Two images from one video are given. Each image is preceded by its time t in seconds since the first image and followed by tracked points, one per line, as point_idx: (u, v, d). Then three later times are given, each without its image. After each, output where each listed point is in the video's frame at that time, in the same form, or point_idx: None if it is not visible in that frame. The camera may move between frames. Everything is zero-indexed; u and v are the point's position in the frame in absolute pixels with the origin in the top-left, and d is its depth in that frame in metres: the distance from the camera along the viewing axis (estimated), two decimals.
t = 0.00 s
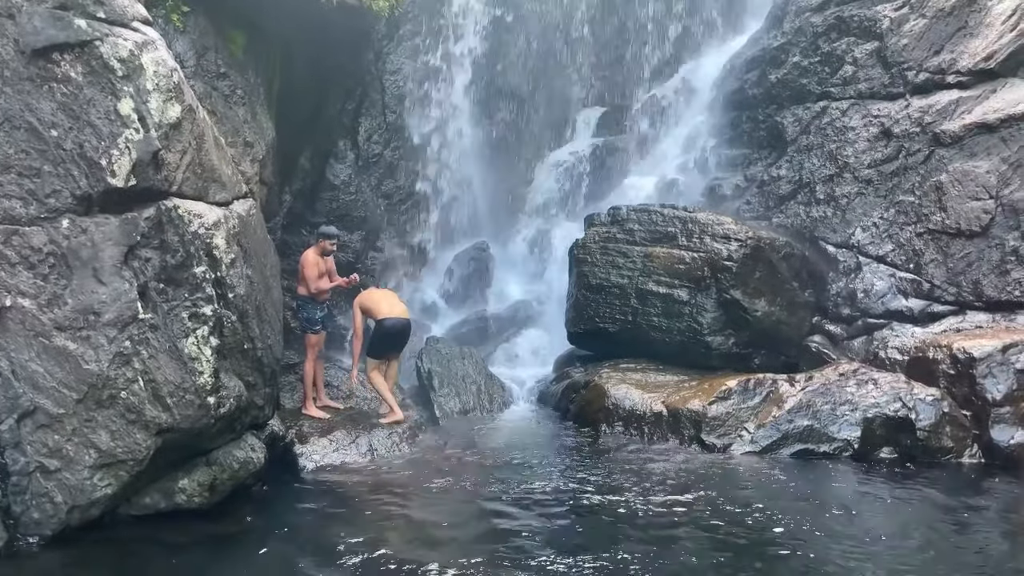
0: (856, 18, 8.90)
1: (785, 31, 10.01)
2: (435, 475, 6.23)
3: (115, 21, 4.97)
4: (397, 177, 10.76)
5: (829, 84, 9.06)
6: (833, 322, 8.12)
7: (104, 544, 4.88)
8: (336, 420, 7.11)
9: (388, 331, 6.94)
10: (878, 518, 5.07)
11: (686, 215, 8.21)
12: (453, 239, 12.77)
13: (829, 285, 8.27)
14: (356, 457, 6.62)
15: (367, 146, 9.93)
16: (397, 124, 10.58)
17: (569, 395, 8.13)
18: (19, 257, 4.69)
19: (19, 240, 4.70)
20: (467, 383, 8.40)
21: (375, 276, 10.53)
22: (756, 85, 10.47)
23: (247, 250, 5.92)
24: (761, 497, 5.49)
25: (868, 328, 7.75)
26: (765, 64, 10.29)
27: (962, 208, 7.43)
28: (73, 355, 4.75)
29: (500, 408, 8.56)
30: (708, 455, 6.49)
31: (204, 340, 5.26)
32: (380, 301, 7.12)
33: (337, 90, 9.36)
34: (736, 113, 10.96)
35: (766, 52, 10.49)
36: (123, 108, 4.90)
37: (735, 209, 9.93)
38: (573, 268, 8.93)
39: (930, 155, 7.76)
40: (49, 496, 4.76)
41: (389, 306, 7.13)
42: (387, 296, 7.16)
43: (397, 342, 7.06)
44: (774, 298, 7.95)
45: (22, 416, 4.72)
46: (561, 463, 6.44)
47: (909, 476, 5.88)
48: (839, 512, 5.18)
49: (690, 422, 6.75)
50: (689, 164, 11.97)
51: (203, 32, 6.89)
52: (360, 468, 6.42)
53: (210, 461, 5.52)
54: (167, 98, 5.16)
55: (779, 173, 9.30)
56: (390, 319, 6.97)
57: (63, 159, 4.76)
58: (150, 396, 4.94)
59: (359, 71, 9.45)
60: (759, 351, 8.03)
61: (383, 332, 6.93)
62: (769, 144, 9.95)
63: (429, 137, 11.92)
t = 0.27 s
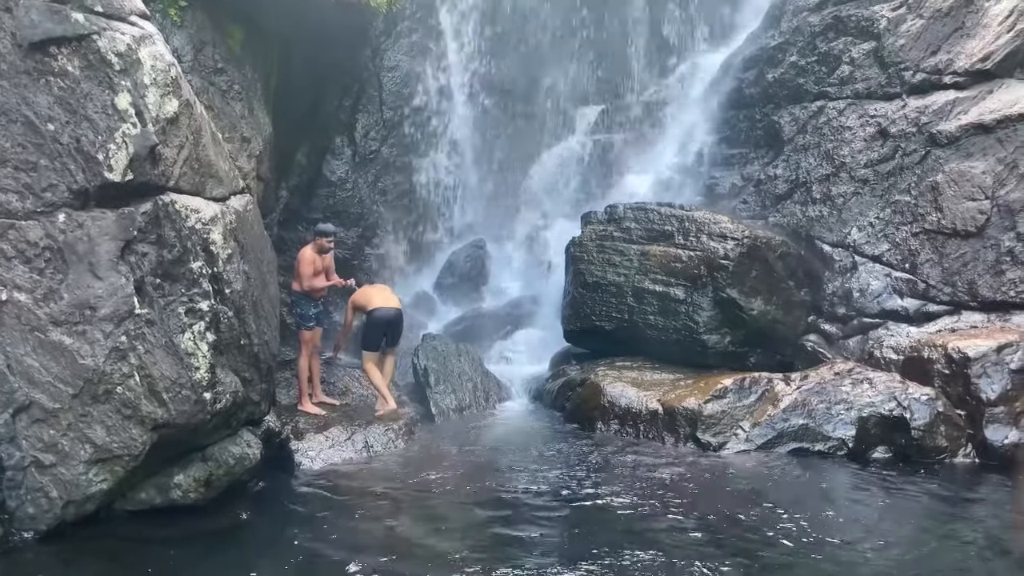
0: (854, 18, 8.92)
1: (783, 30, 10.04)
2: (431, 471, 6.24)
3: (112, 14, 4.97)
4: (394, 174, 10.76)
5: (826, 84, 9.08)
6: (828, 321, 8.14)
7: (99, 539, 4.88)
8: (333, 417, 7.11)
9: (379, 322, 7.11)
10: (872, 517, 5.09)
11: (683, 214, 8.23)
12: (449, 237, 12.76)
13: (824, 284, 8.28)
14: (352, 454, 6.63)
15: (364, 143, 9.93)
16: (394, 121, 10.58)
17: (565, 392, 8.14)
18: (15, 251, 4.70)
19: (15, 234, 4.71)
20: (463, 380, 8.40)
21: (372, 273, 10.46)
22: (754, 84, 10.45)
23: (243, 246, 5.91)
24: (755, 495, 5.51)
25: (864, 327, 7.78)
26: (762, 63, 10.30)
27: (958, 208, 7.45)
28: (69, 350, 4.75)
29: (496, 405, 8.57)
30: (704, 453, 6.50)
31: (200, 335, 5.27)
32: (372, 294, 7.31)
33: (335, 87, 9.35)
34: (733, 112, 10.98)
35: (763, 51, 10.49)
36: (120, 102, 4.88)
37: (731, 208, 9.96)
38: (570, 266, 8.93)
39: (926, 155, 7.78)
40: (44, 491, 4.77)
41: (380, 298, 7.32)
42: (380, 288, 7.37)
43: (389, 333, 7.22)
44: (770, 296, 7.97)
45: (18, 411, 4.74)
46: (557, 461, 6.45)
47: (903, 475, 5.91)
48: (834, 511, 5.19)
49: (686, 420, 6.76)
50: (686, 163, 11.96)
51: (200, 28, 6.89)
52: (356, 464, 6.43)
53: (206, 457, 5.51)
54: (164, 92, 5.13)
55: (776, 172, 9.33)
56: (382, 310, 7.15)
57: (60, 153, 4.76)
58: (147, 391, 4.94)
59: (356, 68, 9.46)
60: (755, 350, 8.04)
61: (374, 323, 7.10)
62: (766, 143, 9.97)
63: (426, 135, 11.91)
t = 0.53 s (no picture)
0: (853, 18, 8.93)
1: (782, 30, 10.05)
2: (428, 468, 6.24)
3: (110, 9, 4.96)
4: (393, 171, 10.74)
5: (825, 83, 9.08)
6: (825, 321, 8.16)
7: (95, 535, 4.87)
8: (330, 413, 7.11)
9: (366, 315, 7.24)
10: (869, 516, 5.10)
11: (681, 213, 8.22)
12: (447, 235, 12.80)
13: (822, 284, 8.30)
14: (348, 450, 6.63)
15: (362, 140, 9.93)
16: (392, 118, 10.58)
17: (562, 390, 8.15)
18: (12, 246, 4.66)
19: (11, 228, 4.66)
20: (460, 377, 8.41)
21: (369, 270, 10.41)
22: (752, 84, 10.41)
23: (241, 241, 5.92)
24: (751, 494, 5.52)
25: (860, 327, 7.80)
26: (761, 63, 10.30)
27: (955, 208, 7.44)
28: (65, 344, 4.74)
29: (492, 403, 8.57)
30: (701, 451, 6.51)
31: (197, 330, 5.29)
32: (361, 287, 7.43)
33: (333, 84, 9.35)
34: (731, 112, 10.99)
35: (762, 50, 10.44)
36: (117, 97, 4.89)
37: (729, 208, 9.97)
38: (567, 264, 8.96)
39: (923, 155, 7.78)
40: (40, 486, 4.74)
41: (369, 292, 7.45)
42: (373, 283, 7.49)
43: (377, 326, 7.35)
44: (768, 296, 7.98)
45: (14, 405, 4.68)
46: (554, 459, 6.45)
47: (899, 475, 5.92)
48: (830, 510, 5.20)
49: (682, 418, 6.77)
50: (683, 162, 11.94)
51: (199, 23, 6.86)
52: (353, 461, 6.43)
53: (202, 452, 5.54)
54: (162, 87, 5.17)
55: (774, 171, 9.33)
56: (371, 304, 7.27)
57: (58, 148, 4.74)
58: (143, 386, 4.95)
59: (355, 65, 9.46)
60: (752, 350, 8.07)
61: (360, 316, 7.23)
62: (764, 142, 9.98)
63: (425, 132, 11.93)
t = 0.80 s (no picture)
0: (853, 19, 8.93)
1: (782, 30, 10.06)
2: (425, 467, 6.24)
3: (110, 5, 4.96)
4: (392, 169, 10.74)
5: (825, 84, 9.09)
6: (824, 321, 8.17)
7: (93, 531, 4.88)
8: (328, 411, 7.11)
9: (355, 312, 7.24)
10: (865, 517, 5.11)
11: (681, 213, 8.21)
12: (447, 234, 12.82)
13: (820, 285, 8.30)
14: (346, 449, 6.63)
15: (362, 138, 9.95)
16: (392, 116, 10.59)
17: (560, 390, 8.15)
18: (11, 242, 4.66)
19: (10, 224, 4.66)
20: (458, 376, 8.41)
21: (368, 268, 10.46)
22: (751, 84, 10.42)
23: (239, 239, 5.92)
24: (748, 494, 5.53)
25: (858, 328, 7.81)
26: (761, 63, 10.30)
27: (954, 210, 7.43)
28: (63, 341, 4.74)
29: (490, 402, 8.56)
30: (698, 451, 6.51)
31: (195, 328, 5.28)
32: (355, 284, 7.43)
33: (333, 83, 9.37)
34: (730, 112, 10.98)
35: (762, 50, 10.42)
36: (116, 94, 4.87)
37: (728, 208, 9.98)
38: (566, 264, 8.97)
39: (923, 157, 7.77)
40: (38, 483, 4.74)
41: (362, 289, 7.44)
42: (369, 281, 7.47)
43: (368, 323, 7.33)
44: (767, 296, 7.99)
45: (12, 402, 4.68)
46: (551, 458, 6.44)
47: (896, 476, 5.92)
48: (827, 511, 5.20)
49: (680, 418, 6.78)
50: (682, 162, 11.92)
51: (199, 21, 6.86)
52: (350, 459, 6.43)
53: (200, 449, 5.55)
54: (161, 84, 5.13)
55: (774, 172, 9.35)
56: (361, 302, 7.26)
57: (57, 144, 4.74)
58: (141, 383, 4.95)
59: (355, 63, 9.48)
60: (750, 350, 8.10)
61: (349, 312, 7.24)
62: (764, 143, 9.99)
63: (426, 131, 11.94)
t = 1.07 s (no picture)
0: (854, 21, 8.94)
1: (783, 32, 10.07)
2: (424, 467, 6.23)
3: (112, 4, 4.97)
4: (392, 169, 10.75)
5: (826, 86, 9.09)
6: (823, 323, 8.18)
7: (92, 530, 4.88)
8: (327, 411, 7.12)
9: (352, 312, 7.26)
10: (865, 519, 5.10)
11: (681, 214, 8.21)
12: (447, 234, 12.80)
13: (820, 287, 8.32)
14: (345, 448, 6.63)
15: (362, 138, 9.93)
16: (393, 116, 10.57)
17: (559, 391, 8.15)
18: (11, 240, 4.64)
19: (11, 222, 4.64)
20: (458, 377, 8.41)
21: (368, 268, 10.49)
22: (752, 85, 10.43)
23: (239, 238, 5.94)
24: (747, 496, 5.53)
25: (858, 330, 7.80)
26: (762, 65, 10.31)
27: (954, 213, 7.43)
28: (64, 340, 4.73)
29: (490, 402, 8.55)
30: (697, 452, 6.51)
31: (195, 327, 5.34)
32: (354, 281, 7.44)
33: (334, 83, 9.39)
34: (731, 114, 10.98)
35: (763, 52, 10.44)
36: (118, 93, 4.90)
37: (728, 209, 9.98)
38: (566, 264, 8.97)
39: (923, 159, 7.76)
40: (37, 481, 4.74)
41: (360, 287, 7.44)
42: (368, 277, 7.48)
43: (365, 322, 7.35)
44: (766, 298, 8.02)
45: (11, 400, 4.66)
46: (550, 459, 6.45)
47: (896, 478, 5.92)
48: (826, 513, 5.20)
49: (679, 419, 6.78)
50: (684, 164, 11.94)
51: (201, 20, 6.86)
52: (350, 458, 6.43)
53: (200, 448, 5.54)
54: (162, 84, 5.17)
55: (774, 173, 9.36)
56: (358, 300, 7.27)
57: (58, 143, 4.74)
58: (141, 382, 4.96)
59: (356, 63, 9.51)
60: (749, 351, 8.12)
61: (346, 312, 7.25)
62: (764, 144, 10.00)
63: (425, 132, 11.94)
